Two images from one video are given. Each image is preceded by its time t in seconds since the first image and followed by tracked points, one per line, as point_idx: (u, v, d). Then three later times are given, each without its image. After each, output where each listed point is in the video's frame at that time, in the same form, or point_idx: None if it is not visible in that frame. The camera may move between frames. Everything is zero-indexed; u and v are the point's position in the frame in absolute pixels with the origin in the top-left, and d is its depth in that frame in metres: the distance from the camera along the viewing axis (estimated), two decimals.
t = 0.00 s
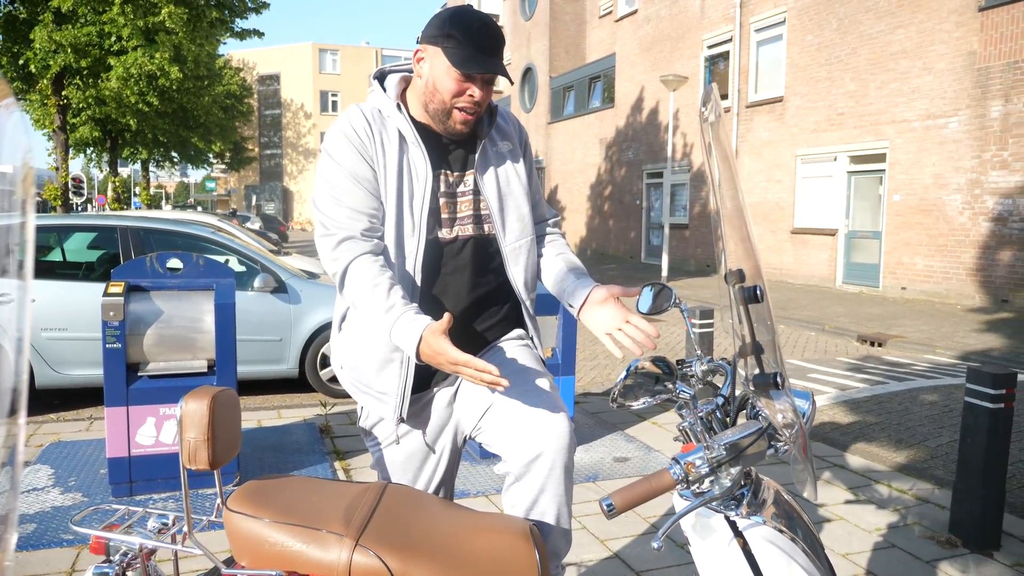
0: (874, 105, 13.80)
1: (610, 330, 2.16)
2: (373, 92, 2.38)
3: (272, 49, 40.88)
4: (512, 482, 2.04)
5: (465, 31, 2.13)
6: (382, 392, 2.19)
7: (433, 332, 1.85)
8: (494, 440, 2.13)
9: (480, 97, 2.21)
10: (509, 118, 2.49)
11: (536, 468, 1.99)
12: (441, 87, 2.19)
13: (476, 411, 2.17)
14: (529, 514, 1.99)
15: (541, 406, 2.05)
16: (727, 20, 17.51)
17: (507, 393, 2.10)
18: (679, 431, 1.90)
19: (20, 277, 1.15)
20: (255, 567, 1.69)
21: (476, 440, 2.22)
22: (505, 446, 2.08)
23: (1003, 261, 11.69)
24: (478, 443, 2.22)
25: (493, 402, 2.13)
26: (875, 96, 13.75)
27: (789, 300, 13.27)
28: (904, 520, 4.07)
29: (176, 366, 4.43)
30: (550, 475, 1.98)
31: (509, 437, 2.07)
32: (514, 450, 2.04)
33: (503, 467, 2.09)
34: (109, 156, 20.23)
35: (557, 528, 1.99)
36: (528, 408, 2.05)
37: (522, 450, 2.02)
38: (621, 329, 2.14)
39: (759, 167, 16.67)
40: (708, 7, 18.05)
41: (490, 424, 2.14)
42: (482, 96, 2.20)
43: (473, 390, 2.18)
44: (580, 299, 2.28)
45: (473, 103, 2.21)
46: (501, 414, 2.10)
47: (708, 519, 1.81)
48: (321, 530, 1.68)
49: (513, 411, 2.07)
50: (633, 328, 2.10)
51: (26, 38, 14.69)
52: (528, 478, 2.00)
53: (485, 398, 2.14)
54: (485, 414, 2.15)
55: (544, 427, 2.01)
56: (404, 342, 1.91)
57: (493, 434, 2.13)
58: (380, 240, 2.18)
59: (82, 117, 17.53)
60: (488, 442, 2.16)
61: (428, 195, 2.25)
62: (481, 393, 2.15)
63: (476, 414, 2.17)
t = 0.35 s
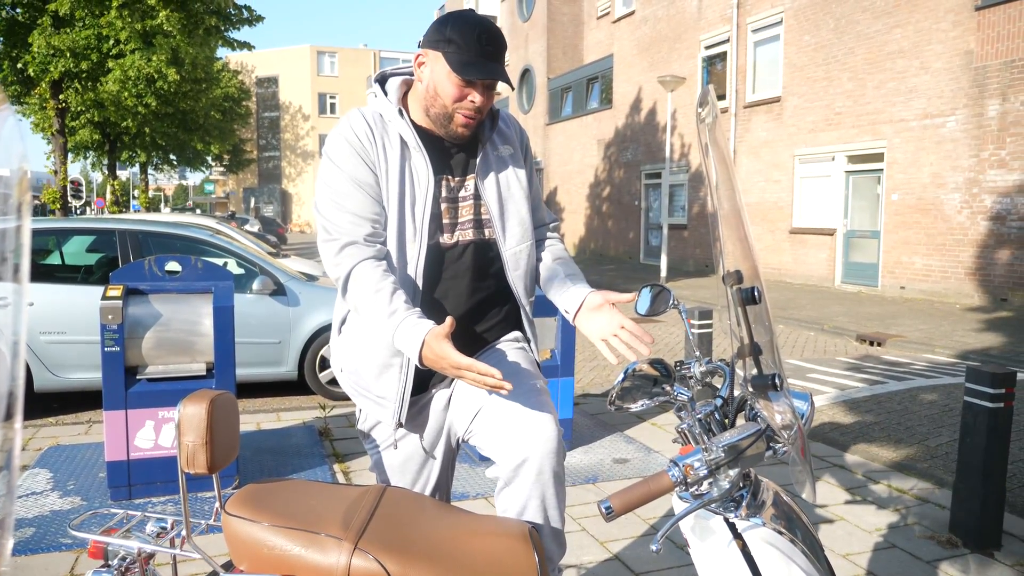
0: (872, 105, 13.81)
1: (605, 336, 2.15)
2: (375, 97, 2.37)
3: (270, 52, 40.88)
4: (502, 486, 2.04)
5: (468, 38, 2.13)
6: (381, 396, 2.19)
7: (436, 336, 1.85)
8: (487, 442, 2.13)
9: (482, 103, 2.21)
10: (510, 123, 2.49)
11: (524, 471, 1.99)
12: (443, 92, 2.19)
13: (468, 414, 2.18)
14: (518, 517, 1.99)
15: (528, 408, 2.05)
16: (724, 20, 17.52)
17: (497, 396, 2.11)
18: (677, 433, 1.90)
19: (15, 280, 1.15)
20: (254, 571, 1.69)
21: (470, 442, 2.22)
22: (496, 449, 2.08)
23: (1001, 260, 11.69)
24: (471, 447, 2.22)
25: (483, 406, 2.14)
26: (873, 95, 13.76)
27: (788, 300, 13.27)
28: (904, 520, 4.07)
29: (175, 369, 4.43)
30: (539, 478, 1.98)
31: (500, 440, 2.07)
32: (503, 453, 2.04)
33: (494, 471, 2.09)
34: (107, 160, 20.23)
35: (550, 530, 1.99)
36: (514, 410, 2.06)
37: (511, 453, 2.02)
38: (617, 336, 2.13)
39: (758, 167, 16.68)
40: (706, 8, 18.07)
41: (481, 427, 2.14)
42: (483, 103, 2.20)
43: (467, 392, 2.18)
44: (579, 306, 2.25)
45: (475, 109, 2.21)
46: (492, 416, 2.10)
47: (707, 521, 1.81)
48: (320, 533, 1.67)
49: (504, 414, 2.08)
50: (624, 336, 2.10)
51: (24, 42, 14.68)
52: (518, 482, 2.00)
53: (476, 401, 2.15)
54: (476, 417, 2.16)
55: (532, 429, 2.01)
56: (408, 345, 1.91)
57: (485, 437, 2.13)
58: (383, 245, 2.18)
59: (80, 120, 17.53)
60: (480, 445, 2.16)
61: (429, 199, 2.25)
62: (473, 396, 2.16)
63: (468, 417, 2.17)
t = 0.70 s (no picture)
0: (871, 108, 13.83)
1: (595, 346, 2.13)
2: (383, 106, 2.38)
3: (270, 57, 40.96)
4: (506, 490, 2.04)
5: (432, 25, 2.19)
6: (383, 407, 2.15)
7: (401, 356, 1.85)
8: (489, 447, 2.11)
9: (451, 85, 2.25)
10: (517, 133, 2.50)
11: (528, 477, 1.99)
12: (416, 85, 2.28)
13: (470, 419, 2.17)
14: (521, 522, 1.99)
15: (534, 411, 2.06)
16: (723, 23, 17.56)
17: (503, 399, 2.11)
18: (677, 438, 1.90)
19: (16, 286, 1.15)
20: None
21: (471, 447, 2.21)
22: (498, 454, 2.07)
23: (1001, 263, 11.70)
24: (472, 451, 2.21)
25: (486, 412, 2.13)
26: (872, 98, 13.78)
27: (788, 303, 13.28)
28: (906, 524, 4.07)
29: (175, 374, 4.43)
30: (543, 483, 1.97)
31: (502, 445, 2.05)
32: (507, 458, 2.03)
33: (495, 476, 2.09)
34: (108, 165, 20.25)
35: (552, 534, 1.99)
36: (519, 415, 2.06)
37: (514, 458, 2.01)
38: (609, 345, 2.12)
39: (757, 171, 16.70)
40: (705, 12, 18.12)
41: (483, 432, 2.12)
42: (452, 84, 2.24)
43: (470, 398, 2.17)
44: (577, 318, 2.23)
45: (447, 93, 2.24)
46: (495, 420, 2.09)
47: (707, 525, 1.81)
48: (320, 538, 1.67)
49: (507, 420, 2.06)
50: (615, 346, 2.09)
51: (26, 47, 14.74)
52: (521, 486, 2.00)
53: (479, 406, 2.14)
54: (479, 422, 2.14)
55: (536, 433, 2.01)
56: (376, 363, 1.91)
57: (486, 442, 2.12)
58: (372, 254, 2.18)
59: (80, 125, 17.55)
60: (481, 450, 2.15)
61: (434, 209, 2.25)
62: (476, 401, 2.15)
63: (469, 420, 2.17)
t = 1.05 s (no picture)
0: (874, 112, 13.83)
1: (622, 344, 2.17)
2: (385, 110, 2.39)
3: (274, 60, 41.05)
4: (511, 494, 2.04)
5: (425, 28, 2.22)
6: (391, 411, 2.17)
7: (413, 365, 1.84)
8: (495, 450, 2.08)
9: (451, 86, 2.27)
10: (521, 135, 2.51)
11: (534, 480, 1.99)
12: (415, 89, 2.30)
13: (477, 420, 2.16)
14: (528, 524, 1.98)
15: (541, 416, 2.05)
16: (726, 28, 17.57)
17: (510, 403, 2.11)
18: (680, 442, 1.90)
19: (25, 288, 1.16)
20: None
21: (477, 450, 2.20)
22: (503, 457, 2.05)
23: (1005, 268, 11.68)
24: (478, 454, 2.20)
25: (495, 412, 2.12)
26: (875, 103, 13.78)
27: (791, 307, 13.27)
28: (908, 529, 4.06)
29: (179, 376, 4.44)
30: (549, 487, 1.97)
31: (508, 447, 2.03)
32: (513, 461, 2.01)
33: (502, 479, 2.08)
34: (111, 167, 20.29)
35: (555, 538, 1.98)
36: (525, 421, 2.05)
37: (520, 460, 2.00)
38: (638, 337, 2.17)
39: (759, 175, 16.70)
40: (708, 16, 18.14)
41: (491, 433, 2.09)
42: (451, 85, 2.26)
43: (476, 402, 2.19)
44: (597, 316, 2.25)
45: (445, 94, 2.27)
46: (501, 423, 2.08)
47: (710, 529, 1.81)
48: (323, 540, 1.68)
49: (515, 422, 2.06)
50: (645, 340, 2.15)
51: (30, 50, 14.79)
52: (527, 489, 1.99)
53: (489, 408, 2.13)
54: (487, 423, 2.12)
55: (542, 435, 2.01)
56: (388, 371, 1.91)
57: (493, 443, 2.08)
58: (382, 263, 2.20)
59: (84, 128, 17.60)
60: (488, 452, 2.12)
61: (439, 213, 2.25)
62: (485, 403, 2.15)
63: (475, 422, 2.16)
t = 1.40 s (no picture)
0: (876, 114, 13.83)
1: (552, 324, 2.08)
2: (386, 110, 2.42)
3: (276, 60, 41.09)
4: (530, 490, 2.00)
5: (424, 23, 2.25)
6: (395, 408, 2.25)
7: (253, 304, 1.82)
8: (512, 450, 2.12)
9: (455, 77, 2.28)
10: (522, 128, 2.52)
11: (560, 476, 1.94)
12: (420, 86, 2.31)
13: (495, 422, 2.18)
14: (544, 525, 1.95)
15: (559, 413, 2.02)
16: (728, 30, 17.58)
17: (531, 401, 2.10)
18: (681, 443, 1.90)
19: (28, 287, 1.16)
20: None
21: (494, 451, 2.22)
22: (525, 456, 2.05)
23: (1006, 271, 11.67)
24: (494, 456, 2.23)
25: (515, 411, 2.12)
26: (877, 105, 13.77)
27: (792, 309, 13.27)
28: (909, 531, 4.06)
29: (180, 375, 4.44)
30: (574, 482, 1.93)
31: (529, 447, 2.04)
32: (535, 461, 2.00)
33: (522, 476, 2.06)
34: (113, 167, 20.31)
35: (571, 541, 1.94)
36: (544, 422, 2.03)
37: (544, 460, 1.97)
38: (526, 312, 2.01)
39: (761, 176, 16.71)
40: (710, 18, 18.15)
41: (510, 433, 2.13)
42: (456, 75, 2.28)
43: (491, 404, 2.19)
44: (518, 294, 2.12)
45: (450, 87, 2.28)
46: (525, 421, 2.08)
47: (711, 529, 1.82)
48: (325, 539, 1.68)
49: (532, 423, 2.06)
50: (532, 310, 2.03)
51: (32, 49, 14.81)
52: (549, 486, 1.96)
53: (508, 406, 2.14)
54: (507, 423, 2.14)
55: (564, 433, 1.97)
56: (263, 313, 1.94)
57: (511, 444, 2.12)
58: (334, 246, 2.22)
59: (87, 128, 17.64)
60: (505, 453, 2.16)
61: (436, 208, 2.27)
62: (504, 402, 2.15)
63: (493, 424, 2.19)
